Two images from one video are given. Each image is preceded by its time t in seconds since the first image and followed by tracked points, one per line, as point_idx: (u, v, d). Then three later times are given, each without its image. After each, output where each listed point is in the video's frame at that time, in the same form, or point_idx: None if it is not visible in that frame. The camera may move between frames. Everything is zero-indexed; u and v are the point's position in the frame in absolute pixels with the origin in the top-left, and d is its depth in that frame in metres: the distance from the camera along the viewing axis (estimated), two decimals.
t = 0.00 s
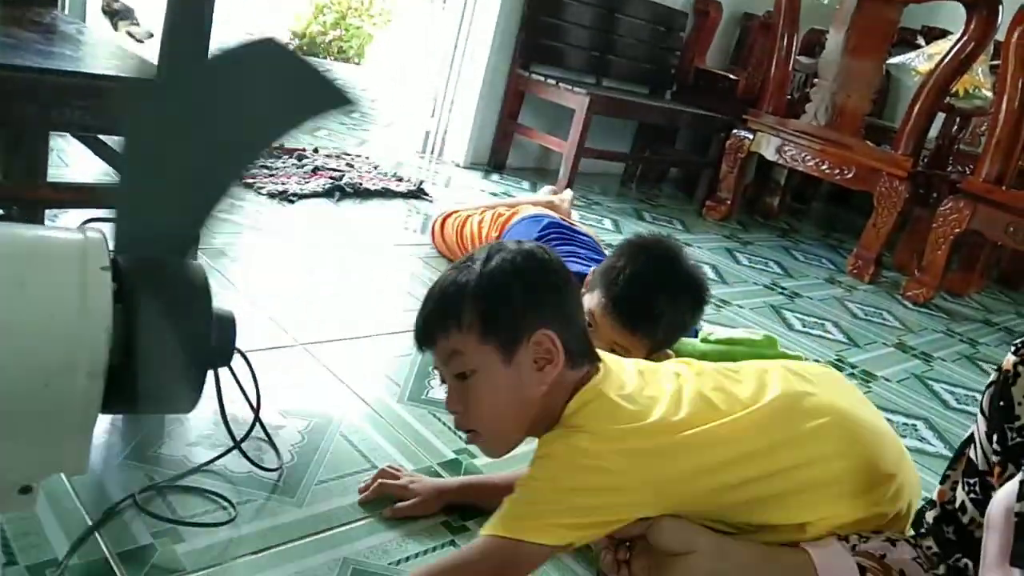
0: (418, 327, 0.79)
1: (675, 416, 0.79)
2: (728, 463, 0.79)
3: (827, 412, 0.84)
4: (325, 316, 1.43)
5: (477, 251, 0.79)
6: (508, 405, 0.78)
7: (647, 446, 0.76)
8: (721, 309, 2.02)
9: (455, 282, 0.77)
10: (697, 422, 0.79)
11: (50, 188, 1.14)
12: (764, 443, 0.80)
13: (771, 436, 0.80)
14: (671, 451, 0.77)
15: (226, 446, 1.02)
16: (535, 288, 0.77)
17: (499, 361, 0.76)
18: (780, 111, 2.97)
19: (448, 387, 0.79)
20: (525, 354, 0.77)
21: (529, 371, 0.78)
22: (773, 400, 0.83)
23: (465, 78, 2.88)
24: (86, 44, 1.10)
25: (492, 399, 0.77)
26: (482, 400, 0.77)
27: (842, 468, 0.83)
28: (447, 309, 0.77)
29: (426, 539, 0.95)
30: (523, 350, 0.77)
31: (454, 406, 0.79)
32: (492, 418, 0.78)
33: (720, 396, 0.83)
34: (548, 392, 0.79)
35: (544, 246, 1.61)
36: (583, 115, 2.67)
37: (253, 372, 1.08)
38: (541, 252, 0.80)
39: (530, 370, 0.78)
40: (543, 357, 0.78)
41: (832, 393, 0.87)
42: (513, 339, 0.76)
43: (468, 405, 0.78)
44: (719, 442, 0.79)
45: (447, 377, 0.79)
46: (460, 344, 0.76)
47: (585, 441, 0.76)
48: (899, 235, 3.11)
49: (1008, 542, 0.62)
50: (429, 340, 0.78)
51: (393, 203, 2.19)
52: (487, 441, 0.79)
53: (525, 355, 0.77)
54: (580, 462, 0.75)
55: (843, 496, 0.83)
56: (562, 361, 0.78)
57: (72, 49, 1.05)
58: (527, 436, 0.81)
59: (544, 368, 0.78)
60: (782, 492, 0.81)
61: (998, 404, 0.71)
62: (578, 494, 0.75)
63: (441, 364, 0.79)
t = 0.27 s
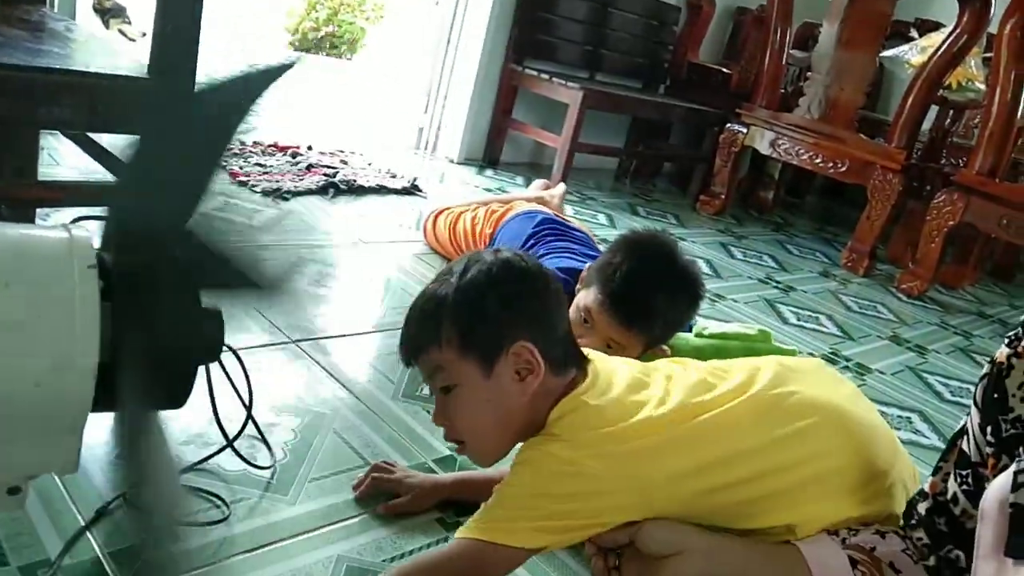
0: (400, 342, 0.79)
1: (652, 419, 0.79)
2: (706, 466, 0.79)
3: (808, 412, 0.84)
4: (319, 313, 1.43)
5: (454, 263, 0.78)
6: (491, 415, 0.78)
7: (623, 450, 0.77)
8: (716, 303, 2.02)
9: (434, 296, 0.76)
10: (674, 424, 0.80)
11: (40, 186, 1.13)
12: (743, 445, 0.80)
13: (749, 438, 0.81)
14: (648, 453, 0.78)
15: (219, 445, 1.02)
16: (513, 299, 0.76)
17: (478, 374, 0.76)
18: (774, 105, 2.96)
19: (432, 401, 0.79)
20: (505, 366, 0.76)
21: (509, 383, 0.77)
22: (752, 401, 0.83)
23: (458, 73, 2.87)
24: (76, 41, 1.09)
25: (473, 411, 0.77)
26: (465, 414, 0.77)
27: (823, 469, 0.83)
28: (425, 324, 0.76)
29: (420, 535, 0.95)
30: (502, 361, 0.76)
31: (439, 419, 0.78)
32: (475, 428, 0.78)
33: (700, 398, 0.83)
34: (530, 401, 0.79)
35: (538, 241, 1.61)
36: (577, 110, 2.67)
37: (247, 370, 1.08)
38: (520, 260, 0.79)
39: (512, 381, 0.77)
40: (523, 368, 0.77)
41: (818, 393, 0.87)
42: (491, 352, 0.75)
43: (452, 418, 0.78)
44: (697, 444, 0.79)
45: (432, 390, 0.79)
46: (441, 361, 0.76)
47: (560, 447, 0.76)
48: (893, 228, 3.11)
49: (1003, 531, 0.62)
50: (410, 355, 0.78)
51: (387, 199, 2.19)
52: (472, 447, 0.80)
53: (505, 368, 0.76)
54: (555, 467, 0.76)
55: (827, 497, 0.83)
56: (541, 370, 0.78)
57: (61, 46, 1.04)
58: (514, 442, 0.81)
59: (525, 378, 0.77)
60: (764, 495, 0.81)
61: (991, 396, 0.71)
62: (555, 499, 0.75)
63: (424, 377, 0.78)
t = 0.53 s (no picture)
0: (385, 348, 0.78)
1: (641, 414, 0.79)
2: (697, 461, 0.79)
3: (797, 404, 0.84)
4: (313, 306, 1.42)
5: (434, 264, 0.77)
6: (479, 420, 0.78)
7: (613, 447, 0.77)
8: (711, 293, 2.01)
9: (416, 303, 0.75)
10: (664, 419, 0.79)
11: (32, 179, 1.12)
12: (734, 440, 0.80)
13: (740, 432, 0.80)
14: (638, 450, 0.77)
15: (214, 439, 1.02)
16: (497, 304, 0.75)
17: (464, 382, 0.75)
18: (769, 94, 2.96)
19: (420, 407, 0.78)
20: (491, 372, 0.76)
21: (497, 387, 0.76)
22: (742, 393, 0.83)
23: (453, 63, 2.86)
24: (66, 33, 1.08)
25: (462, 416, 0.77)
26: (453, 421, 0.77)
27: (814, 462, 0.83)
28: (409, 333, 0.75)
29: (416, 528, 0.95)
30: (489, 368, 0.75)
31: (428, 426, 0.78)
32: (464, 432, 0.78)
33: (688, 390, 0.83)
34: (517, 405, 0.78)
35: (533, 232, 1.61)
36: (572, 101, 2.66)
37: (240, 363, 1.08)
38: (502, 261, 0.77)
39: (498, 387, 0.76)
40: (511, 373, 0.76)
41: (807, 383, 0.86)
42: (476, 359, 0.75)
43: (440, 424, 0.78)
44: (687, 439, 0.79)
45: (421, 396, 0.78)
46: (426, 368, 0.75)
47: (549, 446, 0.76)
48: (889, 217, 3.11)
49: (999, 518, 0.61)
50: (394, 363, 0.77)
51: (381, 191, 2.18)
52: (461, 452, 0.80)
53: (491, 374, 0.76)
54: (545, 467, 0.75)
55: (818, 489, 0.83)
56: (529, 374, 0.77)
57: (51, 38, 1.03)
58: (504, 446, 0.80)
59: (513, 383, 0.77)
60: (756, 489, 0.81)
61: (987, 382, 0.70)
62: (546, 500, 0.75)
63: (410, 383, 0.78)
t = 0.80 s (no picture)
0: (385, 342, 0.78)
1: (638, 411, 0.79)
2: (693, 458, 0.79)
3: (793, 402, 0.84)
4: (305, 305, 1.41)
5: (439, 257, 0.76)
6: (479, 416, 0.78)
7: (611, 444, 0.76)
8: (705, 289, 2.01)
9: (419, 298, 0.75)
10: (660, 416, 0.79)
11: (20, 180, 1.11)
12: (730, 437, 0.80)
13: (738, 429, 0.80)
14: (636, 447, 0.77)
15: (207, 439, 1.01)
16: (502, 301, 0.75)
17: (466, 379, 0.75)
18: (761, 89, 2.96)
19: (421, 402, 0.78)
20: (495, 370, 0.76)
21: (499, 385, 0.76)
22: (739, 391, 0.83)
23: (444, 60, 2.85)
24: (53, 32, 1.07)
25: (462, 413, 0.77)
26: (454, 417, 0.77)
27: (810, 459, 0.83)
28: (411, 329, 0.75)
29: (410, 527, 0.95)
30: (493, 366, 0.75)
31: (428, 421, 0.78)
32: (463, 429, 0.78)
33: (685, 387, 0.82)
34: (516, 403, 0.78)
35: (526, 230, 1.60)
36: (564, 97, 2.66)
37: (232, 362, 1.07)
38: (507, 258, 0.77)
39: (502, 384, 0.76)
40: (515, 371, 0.76)
41: (802, 380, 0.86)
42: (478, 356, 0.75)
43: (441, 420, 0.78)
44: (684, 436, 0.79)
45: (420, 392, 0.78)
46: (429, 363, 0.75)
47: (546, 443, 0.75)
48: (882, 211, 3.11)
49: (992, 511, 0.61)
50: (396, 357, 0.77)
51: (373, 189, 2.18)
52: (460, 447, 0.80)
53: (496, 371, 0.75)
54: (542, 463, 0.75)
55: (812, 486, 0.83)
56: (532, 373, 0.77)
57: (37, 37, 1.03)
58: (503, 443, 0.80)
59: (516, 382, 0.76)
60: (751, 486, 0.81)
61: (980, 374, 0.70)
62: (541, 496, 0.75)
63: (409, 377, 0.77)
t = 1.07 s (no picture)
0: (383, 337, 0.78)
1: (633, 407, 0.78)
2: (690, 455, 0.79)
3: (789, 398, 0.84)
4: (300, 303, 1.41)
5: (436, 251, 0.76)
6: (476, 412, 0.78)
7: (607, 440, 0.76)
8: (701, 285, 2.01)
9: (417, 293, 0.75)
10: (656, 412, 0.79)
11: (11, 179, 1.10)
12: (725, 434, 0.80)
13: (734, 426, 0.80)
14: (631, 443, 0.77)
15: (202, 438, 1.01)
16: (499, 297, 0.75)
17: (463, 374, 0.75)
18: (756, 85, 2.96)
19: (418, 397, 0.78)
20: (491, 366, 0.76)
21: (495, 381, 0.76)
22: (735, 387, 0.82)
23: (439, 57, 2.84)
24: (44, 30, 1.07)
25: (459, 408, 0.77)
26: (451, 411, 0.77)
27: (804, 456, 0.83)
28: (409, 324, 0.75)
29: (406, 524, 0.95)
30: (489, 361, 0.75)
31: (425, 415, 0.79)
32: (460, 425, 0.78)
33: (681, 384, 0.82)
34: (512, 399, 0.78)
35: (521, 227, 1.60)
36: (560, 94, 2.65)
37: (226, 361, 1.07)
38: (504, 253, 0.77)
39: (498, 380, 0.76)
40: (511, 367, 0.76)
41: (797, 376, 0.86)
42: (476, 352, 0.75)
43: (438, 414, 0.78)
44: (680, 431, 0.79)
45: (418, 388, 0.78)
46: (425, 358, 0.75)
47: (541, 439, 0.75)
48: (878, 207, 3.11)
49: (984, 507, 0.61)
50: (393, 351, 0.77)
51: (369, 186, 2.17)
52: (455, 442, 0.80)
53: (492, 367, 0.76)
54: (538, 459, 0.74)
55: (806, 482, 0.83)
56: (528, 369, 0.77)
57: (28, 35, 1.02)
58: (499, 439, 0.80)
59: (512, 377, 0.77)
60: (746, 482, 0.81)
61: (973, 369, 0.70)
62: (536, 492, 0.75)
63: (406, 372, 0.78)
